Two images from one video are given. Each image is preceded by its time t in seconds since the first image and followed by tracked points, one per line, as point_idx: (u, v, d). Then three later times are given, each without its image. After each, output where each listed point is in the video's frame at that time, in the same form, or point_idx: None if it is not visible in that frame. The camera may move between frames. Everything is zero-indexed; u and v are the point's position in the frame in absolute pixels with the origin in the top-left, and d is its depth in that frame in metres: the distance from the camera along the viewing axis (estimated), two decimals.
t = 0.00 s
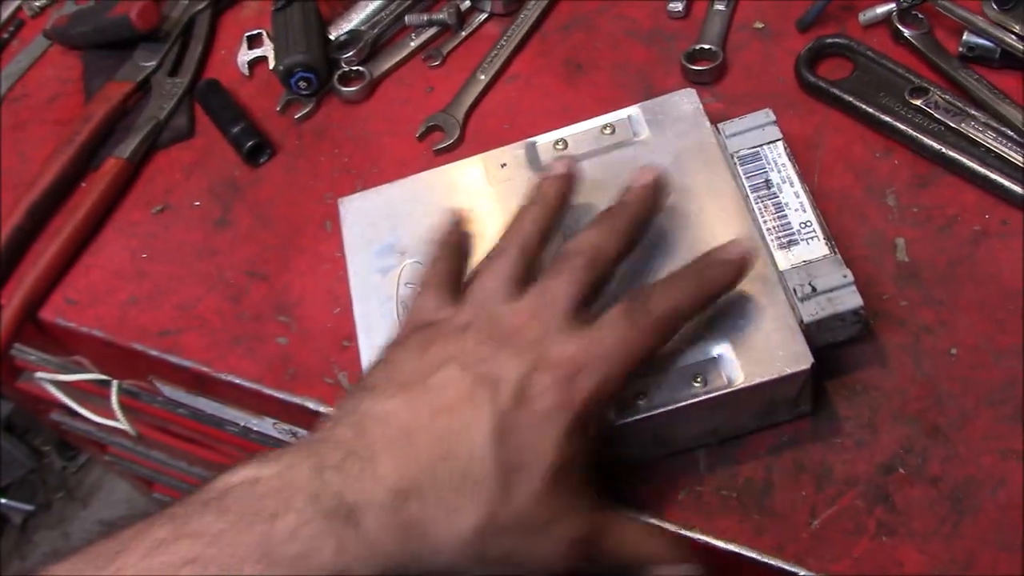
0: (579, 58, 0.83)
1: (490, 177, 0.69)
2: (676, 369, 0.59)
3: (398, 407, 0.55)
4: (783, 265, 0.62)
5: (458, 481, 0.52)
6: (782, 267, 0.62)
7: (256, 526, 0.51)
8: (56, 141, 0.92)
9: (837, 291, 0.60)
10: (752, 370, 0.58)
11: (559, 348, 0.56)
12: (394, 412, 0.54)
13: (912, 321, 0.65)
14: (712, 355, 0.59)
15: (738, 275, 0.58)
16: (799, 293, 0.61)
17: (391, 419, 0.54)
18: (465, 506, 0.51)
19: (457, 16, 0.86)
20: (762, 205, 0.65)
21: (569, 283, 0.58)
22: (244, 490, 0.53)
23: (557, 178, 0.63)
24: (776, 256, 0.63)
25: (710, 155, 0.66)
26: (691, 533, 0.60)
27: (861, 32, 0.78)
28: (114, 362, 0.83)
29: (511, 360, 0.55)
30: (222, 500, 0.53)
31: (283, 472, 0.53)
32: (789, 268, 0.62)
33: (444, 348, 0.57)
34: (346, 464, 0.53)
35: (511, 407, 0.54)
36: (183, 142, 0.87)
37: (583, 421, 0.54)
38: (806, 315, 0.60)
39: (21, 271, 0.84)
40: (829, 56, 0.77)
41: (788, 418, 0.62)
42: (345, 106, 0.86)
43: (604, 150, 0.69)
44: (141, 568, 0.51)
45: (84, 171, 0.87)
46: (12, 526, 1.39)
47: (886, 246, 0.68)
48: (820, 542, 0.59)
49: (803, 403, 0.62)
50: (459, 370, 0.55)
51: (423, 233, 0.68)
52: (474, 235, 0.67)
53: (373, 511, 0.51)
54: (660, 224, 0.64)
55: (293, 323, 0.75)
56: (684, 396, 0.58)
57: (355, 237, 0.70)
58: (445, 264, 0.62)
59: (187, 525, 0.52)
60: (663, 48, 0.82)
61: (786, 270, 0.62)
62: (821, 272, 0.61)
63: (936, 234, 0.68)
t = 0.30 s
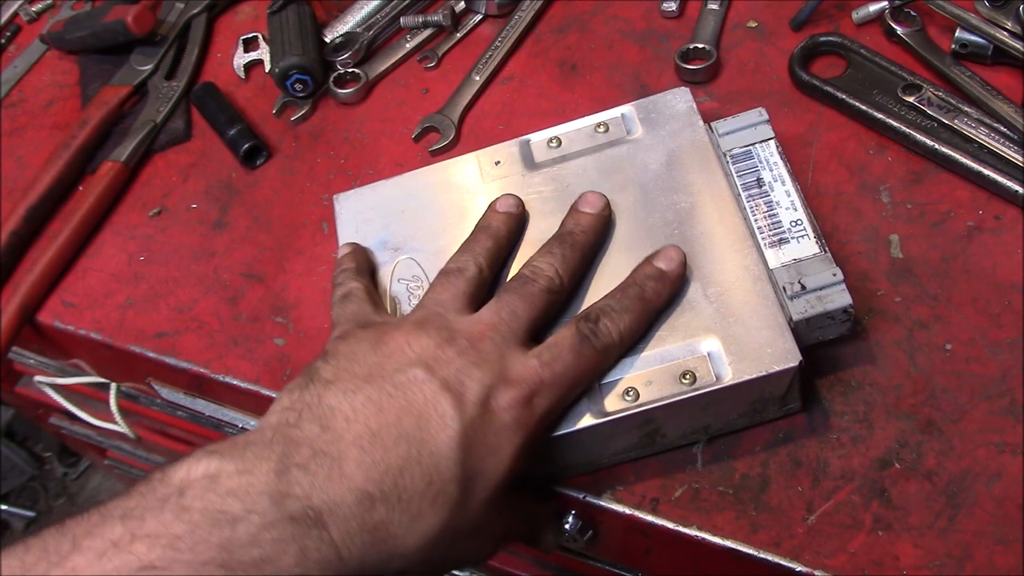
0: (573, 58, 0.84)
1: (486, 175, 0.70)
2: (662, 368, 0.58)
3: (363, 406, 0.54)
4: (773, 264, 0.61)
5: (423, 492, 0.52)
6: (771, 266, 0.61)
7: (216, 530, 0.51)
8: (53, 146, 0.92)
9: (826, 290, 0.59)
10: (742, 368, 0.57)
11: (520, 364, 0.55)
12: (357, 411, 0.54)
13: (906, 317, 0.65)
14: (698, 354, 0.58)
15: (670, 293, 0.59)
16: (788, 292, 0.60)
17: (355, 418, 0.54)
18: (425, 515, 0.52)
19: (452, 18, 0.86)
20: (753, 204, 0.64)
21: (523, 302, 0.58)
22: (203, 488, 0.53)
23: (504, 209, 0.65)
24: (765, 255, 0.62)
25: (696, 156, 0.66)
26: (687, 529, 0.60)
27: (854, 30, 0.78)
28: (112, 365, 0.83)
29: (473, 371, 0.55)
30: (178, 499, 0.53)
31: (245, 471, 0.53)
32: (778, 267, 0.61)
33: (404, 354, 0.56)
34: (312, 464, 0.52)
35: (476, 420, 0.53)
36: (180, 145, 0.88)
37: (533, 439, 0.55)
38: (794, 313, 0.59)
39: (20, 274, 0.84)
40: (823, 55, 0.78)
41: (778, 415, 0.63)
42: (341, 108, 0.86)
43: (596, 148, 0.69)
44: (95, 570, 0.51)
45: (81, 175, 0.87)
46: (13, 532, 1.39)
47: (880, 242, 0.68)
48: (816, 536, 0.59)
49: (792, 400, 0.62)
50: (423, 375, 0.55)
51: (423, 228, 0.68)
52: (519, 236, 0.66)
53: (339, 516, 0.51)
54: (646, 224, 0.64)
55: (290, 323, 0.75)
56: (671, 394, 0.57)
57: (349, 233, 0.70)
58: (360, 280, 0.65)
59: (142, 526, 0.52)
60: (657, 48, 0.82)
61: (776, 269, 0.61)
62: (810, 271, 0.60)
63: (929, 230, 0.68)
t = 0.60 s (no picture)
0: (573, 59, 0.84)
1: (479, 170, 0.69)
2: (624, 366, 0.58)
3: (336, 390, 0.55)
4: (748, 271, 0.60)
5: (387, 480, 0.53)
6: (745, 273, 0.60)
7: (186, 505, 0.52)
8: (56, 145, 0.92)
9: (796, 300, 0.58)
10: (701, 372, 0.56)
11: (495, 366, 0.56)
12: (330, 394, 0.55)
13: (904, 316, 0.65)
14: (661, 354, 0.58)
15: (647, 300, 0.59)
16: (757, 300, 0.59)
17: (328, 401, 0.55)
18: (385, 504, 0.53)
19: (453, 19, 0.87)
20: (734, 210, 0.63)
21: (504, 304, 0.58)
22: (174, 463, 0.54)
23: (492, 209, 0.64)
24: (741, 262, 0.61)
25: (688, 161, 0.64)
26: (685, 526, 0.60)
27: (853, 31, 0.79)
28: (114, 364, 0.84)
29: (449, 369, 0.55)
30: (151, 473, 0.54)
31: (215, 449, 0.54)
32: (753, 274, 0.60)
33: (384, 344, 0.57)
34: (280, 444, 0.53)
35: (446, 415, 0.54)
36: (182, 144, 0.88)
37: (502, 441, 0.56)
38: (761, 322, 0.58)
39: (22, 273, 0.85)
40: (821, 56, 0.78)
41: (741, 423, 0.62)
42: (342, 108, 0.87)
43: (586, 147, 0.67)
44: (66, 539, 0.53)
45: (84, 175, 0.88)
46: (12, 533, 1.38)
47: (878, 241, 0.68)
48: (813, 533, 0.59)
49: (755, 410, 0.62)
50: (401, 368, 0.55)
51: (420, 218, 0.68)
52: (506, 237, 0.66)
53: (306, 497, 0.52)
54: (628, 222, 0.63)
55: (291, 322, 0.76)
56: (626, 394, 0.57)
57: (340, 219, 0.70)
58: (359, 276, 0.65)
59: (113, 498, 0.54)
60: (657, 49, 0.83)
61: (750, 276, 0.60)
62: (782, 281, 0.59)
63: (927, 229, 0.68)
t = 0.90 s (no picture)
0: (578, 65, 0.84)
1: (477, 175, 0.69)
2: (606, 371, 0.57)
3: (306, 392, 0.55)
4: (737, 282, 0.60)
5: (357, 480, 0.53)
6: (734, 284, 0.60)
7: (157, 507, 0.51)
8: (61, 147, 0.93)
9: (784, 312, 0.58)
10: (681, 379, 0.55)
11: (471, 368, 0.55)
12: (299, 397, 0.55)
13: (907, 325, 0.65)
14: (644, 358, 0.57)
15: (630, 306, 0.58)
16: (744, 310, 0.58)
17: (297, 404, 0.55)
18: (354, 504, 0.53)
19: (458, 24, 0.87)
20: (728, 221, 0.62)
21: (485, 307, 0.58)
22: (144, 468, 0.53)
23: (484, 216, 0.64)
24: (730, 272, 0.60)
25: (685, 172, 0.64)
26: (687, 534, 0.60)
27: (858, 40, 0.79)
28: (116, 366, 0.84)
29: (421, 370, 0.55)
30: (121, 477, 0.53)
31: (185, 452, 0.53)
32: (742, 285, 0.60)
33: (357, 347, 0.57)
34: (249, 447, 0.53)
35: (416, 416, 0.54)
36: (186, 147, 0.88)
37: (476, 444, 0.55)
38: (747, 331, 0.57)
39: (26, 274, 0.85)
40: (826, 65, 0.78)
41: (724, 436, 0.61)
42: (347, 112, 0.87)
43: (585, 157, 0.68)
44: (39, 543, 0.51)
45: (88, 177, 0.88)
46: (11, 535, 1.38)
47: (882, 251, 0.68)
48: (815, 542, 0.59)
49: (739, 423, 0.60)
50: (372, 369, 0.56)
51: (416, 218, 0.68)
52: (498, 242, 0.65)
53: (274, 498, 0.52)
54: (620, 229, 0.63)
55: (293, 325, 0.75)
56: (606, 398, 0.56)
57: (337, 217, 0.70)
58: (349, 276, 0.64)
59: (85, 502, 0.53)
60: (662, 56, 0.83)
61: (738, 287, 0.59)
62: (771, 291, 0.58)
63: (931, 239, 0.68)
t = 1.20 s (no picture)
0: (580, 69, 0.84)
1: (475, 170, 0.68)
2: (590, 364, 0.55)
3: (276, 374, 0.52)
4: (727, 279, 0.58)
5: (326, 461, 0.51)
6: (723, 280, 0.58)
7: (121, 487, 0.47)
8: (60, 152, 0.92)
9: (772, 308, 0.56)
10: (667, 370, 0.53)
11: (446, 350, 0.54)
12: (268, 377, 0.52)
13: (911, 331, 0.65)
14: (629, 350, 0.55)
15: (617, 300, 0.57)
16: (732, 306, 0.57)
17: (265, 384, 0.52)
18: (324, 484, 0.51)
19: (459, 28, 0.86)
20: (722, 221, 0.61)
21: (465, 294, 0.57)
22: (103, 449, 0.48)
23: (477, 210, 0.63)
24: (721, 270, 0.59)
25: (681, 171, 0.63)
26: (688, 543, 0.60)
27: (861, 43, 0.78)
28: (115, 373, 0.83)
29: (393, 349, 0.54)
30: (77, 461, 0.48)
31: (149, 430, 0.49)
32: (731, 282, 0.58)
33: (328, 328, 0.55)
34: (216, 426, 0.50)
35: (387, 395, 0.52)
36: (186, 152, 0.88)
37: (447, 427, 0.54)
38: (734, 327, 0.56)
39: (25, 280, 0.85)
40: (829, 68, 0.78)
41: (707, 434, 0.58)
42: (347, 117, 0.86)
43: (583, 156, 0.67)
44: None
45: (88, 182, 0.88)
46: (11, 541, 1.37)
47: (886, 256, 0.68)
48: (818, 551, 0.58)
49: (722, 421, 0.57)
50: (343, 350, 0.53)
51: (411, 210, 0.68)
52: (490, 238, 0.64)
53: (241, 476, 0.49)
54: (611, 226, 0.62)
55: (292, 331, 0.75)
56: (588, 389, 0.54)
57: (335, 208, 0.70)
58: (337, 262, 0.64)
59: (37, 488, 0.47)
60: (664, 60, 0.82)
61: (728, 284, 0.58)
62: (760, 288, 0.57)
63: (935, 244, 0.68)
